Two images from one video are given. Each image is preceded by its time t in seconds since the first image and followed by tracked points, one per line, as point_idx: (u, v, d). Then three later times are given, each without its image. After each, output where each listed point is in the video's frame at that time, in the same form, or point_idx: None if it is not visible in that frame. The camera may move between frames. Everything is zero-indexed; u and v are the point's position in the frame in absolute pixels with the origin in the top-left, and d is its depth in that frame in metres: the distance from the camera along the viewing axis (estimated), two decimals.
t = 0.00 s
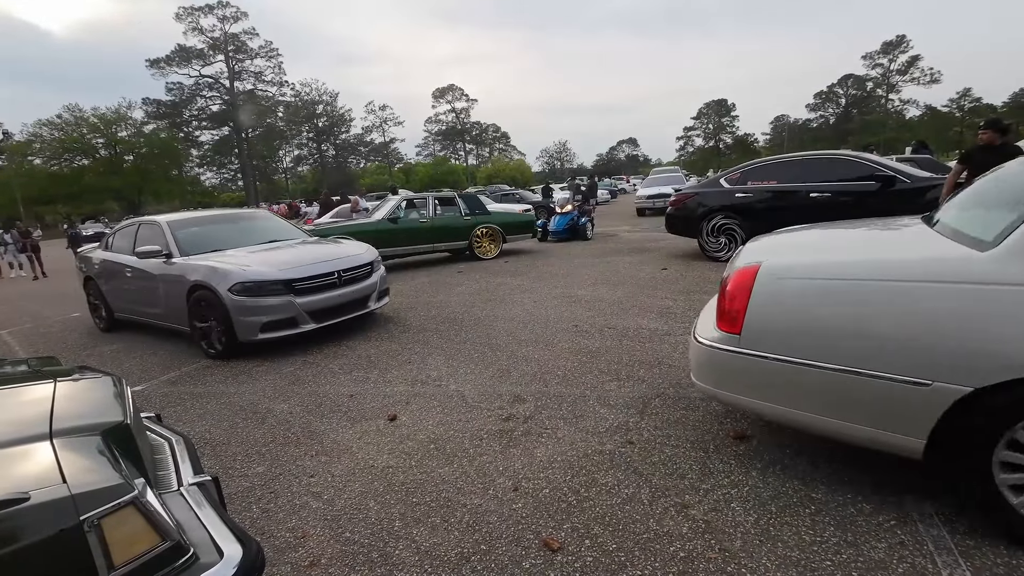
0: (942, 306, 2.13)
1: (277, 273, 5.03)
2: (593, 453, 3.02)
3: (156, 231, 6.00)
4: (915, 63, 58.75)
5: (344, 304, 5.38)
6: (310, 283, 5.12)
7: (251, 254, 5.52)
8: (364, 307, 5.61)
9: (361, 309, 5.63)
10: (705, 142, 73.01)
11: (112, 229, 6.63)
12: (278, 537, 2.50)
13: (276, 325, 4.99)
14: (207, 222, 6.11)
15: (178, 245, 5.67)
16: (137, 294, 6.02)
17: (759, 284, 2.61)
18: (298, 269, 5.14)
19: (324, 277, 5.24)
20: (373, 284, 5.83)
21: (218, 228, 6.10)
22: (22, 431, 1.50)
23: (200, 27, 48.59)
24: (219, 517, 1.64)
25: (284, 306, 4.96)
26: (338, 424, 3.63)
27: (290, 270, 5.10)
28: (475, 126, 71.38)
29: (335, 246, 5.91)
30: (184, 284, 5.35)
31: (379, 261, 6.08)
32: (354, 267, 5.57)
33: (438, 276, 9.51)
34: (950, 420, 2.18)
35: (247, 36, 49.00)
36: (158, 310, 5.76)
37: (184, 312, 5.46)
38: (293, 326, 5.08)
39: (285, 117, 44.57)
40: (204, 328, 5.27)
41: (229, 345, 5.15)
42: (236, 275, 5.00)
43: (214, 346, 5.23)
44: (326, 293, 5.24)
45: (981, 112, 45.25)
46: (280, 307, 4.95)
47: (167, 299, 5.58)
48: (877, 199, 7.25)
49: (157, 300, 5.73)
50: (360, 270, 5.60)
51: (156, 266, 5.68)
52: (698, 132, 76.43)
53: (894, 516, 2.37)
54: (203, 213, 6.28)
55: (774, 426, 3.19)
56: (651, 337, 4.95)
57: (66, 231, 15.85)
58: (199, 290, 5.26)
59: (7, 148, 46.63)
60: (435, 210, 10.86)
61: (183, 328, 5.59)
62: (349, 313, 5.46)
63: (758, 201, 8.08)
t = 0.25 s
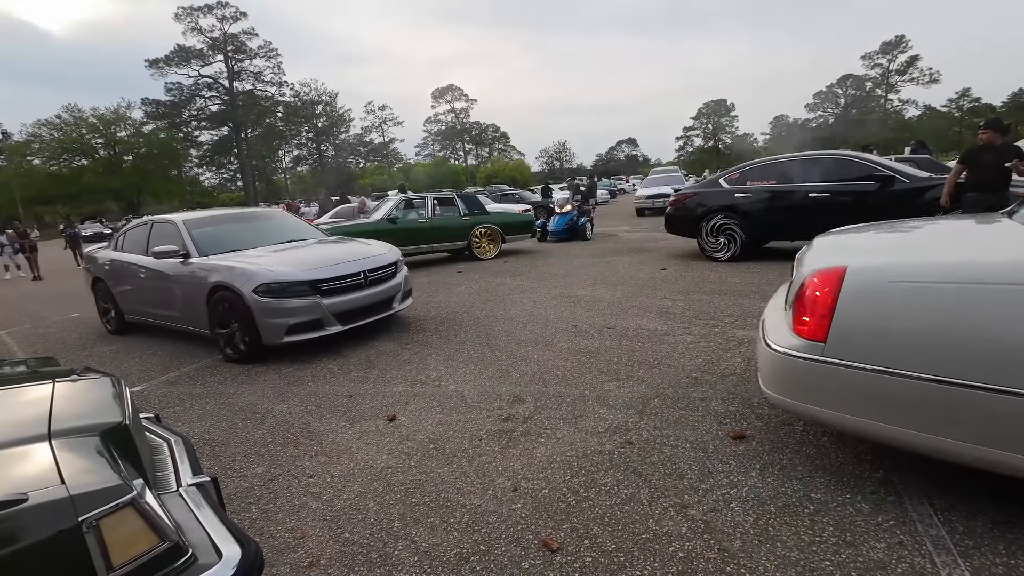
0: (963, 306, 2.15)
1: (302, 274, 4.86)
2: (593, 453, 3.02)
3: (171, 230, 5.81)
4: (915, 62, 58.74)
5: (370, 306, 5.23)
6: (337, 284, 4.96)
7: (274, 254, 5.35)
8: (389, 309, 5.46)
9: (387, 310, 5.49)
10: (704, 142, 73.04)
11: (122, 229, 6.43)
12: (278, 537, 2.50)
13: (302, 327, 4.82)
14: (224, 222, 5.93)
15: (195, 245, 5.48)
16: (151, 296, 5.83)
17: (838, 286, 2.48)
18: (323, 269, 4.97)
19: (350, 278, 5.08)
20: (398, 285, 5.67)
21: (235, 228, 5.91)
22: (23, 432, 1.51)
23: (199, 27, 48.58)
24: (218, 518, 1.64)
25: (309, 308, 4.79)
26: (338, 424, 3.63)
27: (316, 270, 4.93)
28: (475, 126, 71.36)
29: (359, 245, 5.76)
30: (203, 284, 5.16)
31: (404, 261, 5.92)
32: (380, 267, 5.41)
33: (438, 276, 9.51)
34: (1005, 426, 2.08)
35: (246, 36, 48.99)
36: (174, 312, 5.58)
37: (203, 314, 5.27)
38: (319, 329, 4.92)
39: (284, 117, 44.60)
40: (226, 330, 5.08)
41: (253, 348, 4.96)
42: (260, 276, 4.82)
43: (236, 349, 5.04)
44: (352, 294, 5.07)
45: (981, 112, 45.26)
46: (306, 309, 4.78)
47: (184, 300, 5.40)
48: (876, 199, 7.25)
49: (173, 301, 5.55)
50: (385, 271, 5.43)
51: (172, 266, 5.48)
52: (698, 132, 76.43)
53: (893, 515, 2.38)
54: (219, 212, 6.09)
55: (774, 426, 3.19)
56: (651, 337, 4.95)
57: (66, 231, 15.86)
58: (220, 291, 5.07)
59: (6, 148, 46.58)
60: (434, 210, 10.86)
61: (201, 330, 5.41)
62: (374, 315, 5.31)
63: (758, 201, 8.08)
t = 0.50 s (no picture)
0: None
1: (329, 274, 4.71)
2: (592, 453, 3.03)
3: (187, 230, 5.64)
4: (914, 62, 58.74)
5: (397, 307, 5.08)
6: (364, 285, 4.81)
7: (296, 254, 5.20)
8: (416, 310, 5.31)
9: (412, 312, 5.34)
10: (704, 142, 73.01)
11: (134, 228, 6.24)
12: (277, 538, 2.50)
13: (329, 330, 4.67)
14: (241, 221, 5.77)
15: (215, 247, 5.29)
16: (165, 297, 5.65)
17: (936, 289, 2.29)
18: (350, 269, 4.82)
19: (376, 279, 4.93)
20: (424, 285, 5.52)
21: (254, 229, 5.74)
22: (21, 433, 1.50)
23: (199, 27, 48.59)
24: (217, 519, 1.64)
25: (337, 309, 4.64)
26: (337, 424, 3.63)
27: (343, 271, 4.78)
28: (474, 126, 71.35)
29: (382, 246, 5.61)
30: (224, 285, 4.99)
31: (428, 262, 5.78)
32: (406, 267, 5.26)
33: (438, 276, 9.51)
34: None
35: (246, 36, 49.01)
36: (191, 313, 5.40)
37: (224, 316, 5.10)
38: (345, 331, 4.77)
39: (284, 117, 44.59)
40: (250, 333, 4.91)
41: (277, 351, 4.78)
42: (286, 276, 4.67)
43: (259, 352, 4.87)
44: (379, 295, 4.93)
45: (981, 112, 45.27)
46: (334, 310, 4.63)
47: (203, 302, 5.23)
48: (875, 199, 7.26)
49: (190, 303, 5.37)
50: (411, 271, 5.29)
51: (190, 266, 5.31)
52: (697, 132, 76.43)
53: (892, 515, 2.38)
54: (234, 211, 5.92)
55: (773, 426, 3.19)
56: (651, 337, 4.95)
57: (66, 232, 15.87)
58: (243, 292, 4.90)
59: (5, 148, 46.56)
60: (433, 210, 10.85)
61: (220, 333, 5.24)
62: (401, 316, 5.16)
63: (757, 201, 8.08)
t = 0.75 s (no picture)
0: None
1: (356, 275, 4.53)
2: (592, 453, 3.03)
3: (204, 228, 5.45)
4: (914, 62, 58.75)
5: (424, 308, 4.91)
6: (392, 285, 4.63)
7: (320, 254, 5.02)
8: (443, 311, 5.14)
9: (439, 313, 5.17)
10: (704, 142, 72.99)
11: (145, 227, 6.05)
12: (277, 538, 2.50)
13: (357, 332, 4.49)
14: (260, 220, 5.58)
15: (234, 245, 5.10)
16: (180, 298, 5.46)
17: None
18: (377, 270, 4.65)
19: (404, 279, 4.76)
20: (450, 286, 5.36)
21: (273, 227, 5.56)
22: (20, 433, 1.50)
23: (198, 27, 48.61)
24: (217, 518, 1.64)
25: (366, 311, 4.46)
26: (337, 424, 3.63)
27: (370, 271, 4.61)
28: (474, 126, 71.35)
29: (406, 245, 5.44)
30: (244, 286, 4.79)
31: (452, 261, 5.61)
32: (433, 267, 5.09)
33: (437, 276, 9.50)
34: None
35: (245, 36, 49.02)
36: (207, 315, 5.21)
37: (244, 318, 4.90)
38: (373, 334, 4.59)
39: (283, 117, 44.58)
40: (273, 335, 4.72)
41: (303, 354, 4.60)
42: (311, 277, 4.48)
43: (283, 356, 4.69)
44: (407, 297, 4.76)
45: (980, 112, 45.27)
46: (363, 313, 4.45)
47: (220, 303, 5.04)
48: (875, 198, 7.25)
49: (206, 305, 5.18)
50: (439, 271, 5.12)
51: (207, 266, 5.11)
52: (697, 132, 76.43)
53: (892, 515, 2.38)
54: (251, 209, 5.74)
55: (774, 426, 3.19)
56: (651, 337, 4.95)
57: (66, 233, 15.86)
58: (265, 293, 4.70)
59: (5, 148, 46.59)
60: (433, 210, 10.87)
61: (240, 335, 5.05)
62: (428, 318, 4.99)
63: (757, 201, 8.07)
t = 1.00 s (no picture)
0: None
1: (383, 275, 4.37)
2: (593, 452, 3.03)
3: (220, 227, 5.31)
4: (914, 62, 58.71)
5: (451, 309, 4.77)
6: (420, 286, 4.49)
7: (342, 253, 4.87)
8: (468, 313, 5.00)
9: (465, 314, 5.03)
10: (704, 142, 72.94)
11: (158, 227, 5.91)
12: (278, 537, 2.50)
13: (385, 334, 4.34)
14: (278, 218, 5.45)
15: (255, 244, 4.97)
16: (197, 299, 5.32)
17: None
18: (404, 270, 4.50)
19: (431, 279, 4.61)
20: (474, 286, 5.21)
21: (293, 226, 5.42)
22: (23, 432, 1.50)
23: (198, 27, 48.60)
24: (219, 516, 1.64)
25: (393, 312, 4.31)
26: (338, 423, 3.63)
27: (397, 271, 4.46)
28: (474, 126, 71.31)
29: (428, 244, 5.30)
30: (266, 287, 4.65)
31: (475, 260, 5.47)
32: (459, 266, 4.95)
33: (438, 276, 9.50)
34: None
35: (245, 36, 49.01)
36: (226, 317, 5.07)
37: (266, 320, 4.76)
38: (401, 336, 4.44)
39: (284, 117, 44.54)
40: (296, 338, 4.57)
41: (328, 357, 4.44)
42: (337, 277, 4.33)
43: (307, 360, 4.53)
44: (434, 297, 4.61)
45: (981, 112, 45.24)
46: (391, 314, 4.30)
47: (240, 305, 4.90)
48: (876, 198, 7.25)
49: (225, 306, 5.04)
50: (464, 270, 4.98)
51: (226, 267, 4.97)
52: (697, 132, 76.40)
53: (893, 514, 2.37)
54: (269, 207, 5.60)
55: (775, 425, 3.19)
56: (652, 337, 4.95)
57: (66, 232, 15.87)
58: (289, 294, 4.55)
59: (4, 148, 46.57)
60: (433, 210, 10.94)
61: (261, 338, 4.91)
62: (454, 319, 4.85)
63: (758, 202, 8.07)
